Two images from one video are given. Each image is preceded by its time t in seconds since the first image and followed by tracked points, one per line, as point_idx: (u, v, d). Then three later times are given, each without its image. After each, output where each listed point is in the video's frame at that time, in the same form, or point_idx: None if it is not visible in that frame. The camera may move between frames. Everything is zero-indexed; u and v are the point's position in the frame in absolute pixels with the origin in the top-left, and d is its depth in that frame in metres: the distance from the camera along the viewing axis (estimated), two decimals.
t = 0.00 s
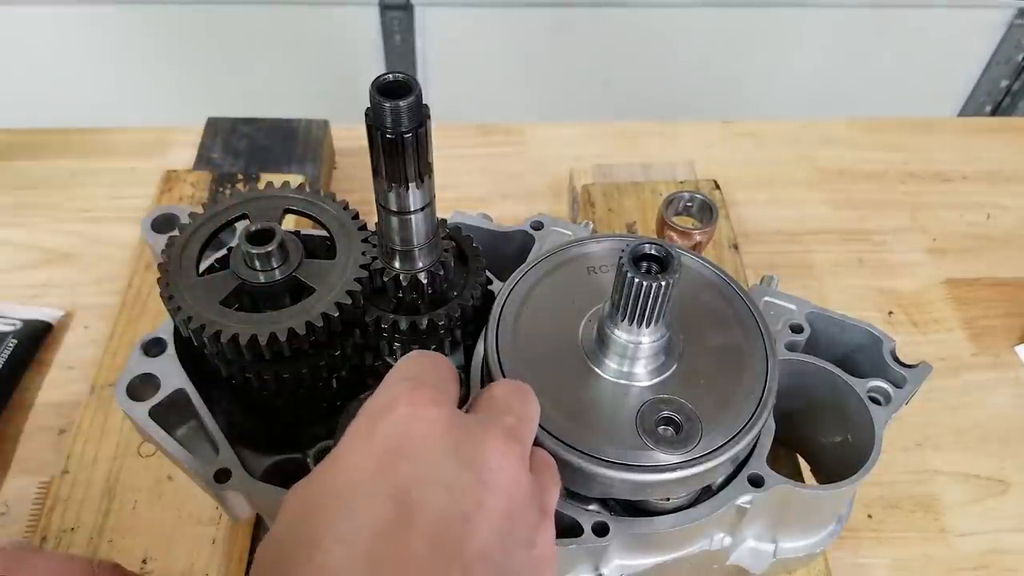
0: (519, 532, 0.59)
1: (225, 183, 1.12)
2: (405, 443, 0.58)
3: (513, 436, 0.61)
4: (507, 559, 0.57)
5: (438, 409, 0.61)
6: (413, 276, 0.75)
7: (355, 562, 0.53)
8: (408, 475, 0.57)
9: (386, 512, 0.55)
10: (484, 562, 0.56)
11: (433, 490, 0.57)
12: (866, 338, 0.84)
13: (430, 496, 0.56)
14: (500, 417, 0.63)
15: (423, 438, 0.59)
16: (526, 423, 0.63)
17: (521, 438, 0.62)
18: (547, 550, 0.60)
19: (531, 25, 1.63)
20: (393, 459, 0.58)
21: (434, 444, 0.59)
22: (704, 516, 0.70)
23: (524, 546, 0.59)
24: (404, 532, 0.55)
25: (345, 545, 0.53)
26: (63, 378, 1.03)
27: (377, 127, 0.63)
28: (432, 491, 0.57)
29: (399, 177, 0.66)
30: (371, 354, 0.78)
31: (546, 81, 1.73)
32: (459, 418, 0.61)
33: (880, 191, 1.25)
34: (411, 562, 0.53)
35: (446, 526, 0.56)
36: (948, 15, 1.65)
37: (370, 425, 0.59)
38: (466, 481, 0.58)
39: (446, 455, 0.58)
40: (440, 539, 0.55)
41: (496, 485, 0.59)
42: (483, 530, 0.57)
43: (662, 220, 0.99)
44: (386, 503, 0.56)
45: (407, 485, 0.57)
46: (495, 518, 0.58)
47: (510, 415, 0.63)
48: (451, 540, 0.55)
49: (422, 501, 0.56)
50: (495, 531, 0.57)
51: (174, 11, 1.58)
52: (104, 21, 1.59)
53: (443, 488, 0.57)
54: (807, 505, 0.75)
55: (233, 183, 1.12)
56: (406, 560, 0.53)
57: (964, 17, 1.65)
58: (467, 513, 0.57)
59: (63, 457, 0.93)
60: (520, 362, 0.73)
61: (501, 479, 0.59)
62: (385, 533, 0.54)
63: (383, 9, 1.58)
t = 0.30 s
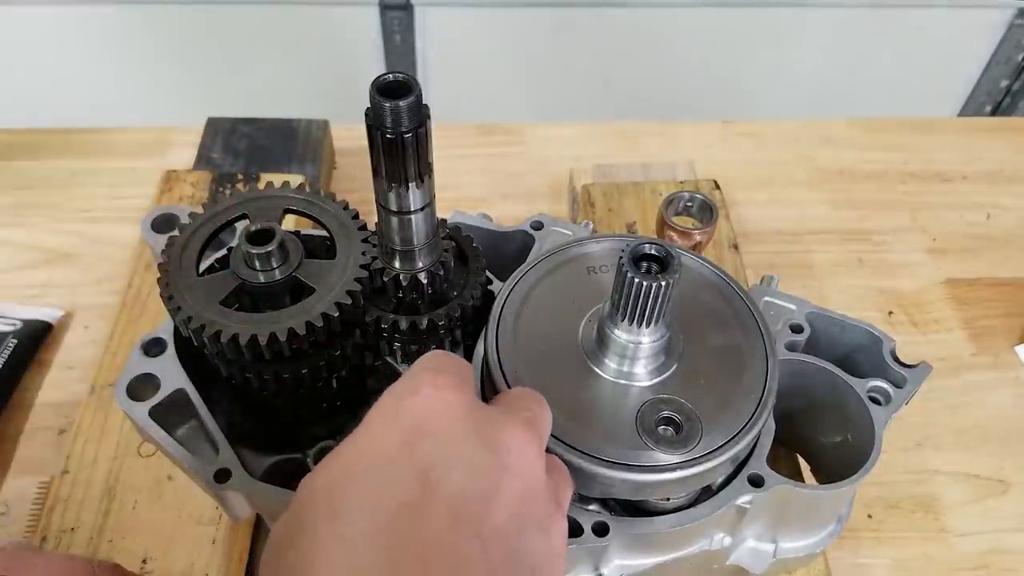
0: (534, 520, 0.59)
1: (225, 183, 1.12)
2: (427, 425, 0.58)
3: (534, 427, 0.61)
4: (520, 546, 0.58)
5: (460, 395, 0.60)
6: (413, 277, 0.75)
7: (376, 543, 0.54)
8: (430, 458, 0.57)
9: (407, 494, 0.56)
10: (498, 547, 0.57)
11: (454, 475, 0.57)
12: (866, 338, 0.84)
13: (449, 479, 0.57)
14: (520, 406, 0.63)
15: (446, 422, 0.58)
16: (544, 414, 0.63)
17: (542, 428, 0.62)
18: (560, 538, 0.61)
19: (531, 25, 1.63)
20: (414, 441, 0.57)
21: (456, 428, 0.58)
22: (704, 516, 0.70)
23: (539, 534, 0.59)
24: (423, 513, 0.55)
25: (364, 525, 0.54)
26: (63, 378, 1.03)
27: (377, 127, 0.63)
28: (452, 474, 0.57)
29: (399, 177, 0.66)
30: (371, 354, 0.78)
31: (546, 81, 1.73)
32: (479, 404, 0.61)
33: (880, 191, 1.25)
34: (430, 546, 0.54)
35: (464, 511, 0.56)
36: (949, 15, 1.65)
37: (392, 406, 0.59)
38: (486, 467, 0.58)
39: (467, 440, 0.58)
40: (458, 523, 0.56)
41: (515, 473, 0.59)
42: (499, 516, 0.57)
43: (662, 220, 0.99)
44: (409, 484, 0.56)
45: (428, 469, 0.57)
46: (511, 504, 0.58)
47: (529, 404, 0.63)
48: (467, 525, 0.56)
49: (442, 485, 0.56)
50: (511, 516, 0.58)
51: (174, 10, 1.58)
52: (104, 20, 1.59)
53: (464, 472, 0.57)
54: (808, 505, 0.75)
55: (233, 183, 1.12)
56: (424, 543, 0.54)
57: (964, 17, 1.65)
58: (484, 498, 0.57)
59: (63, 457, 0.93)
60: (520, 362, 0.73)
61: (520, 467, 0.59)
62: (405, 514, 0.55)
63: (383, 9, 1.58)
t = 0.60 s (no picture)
0: (505, 459, 0.58)
1: (225, 183, 1.12)
2: (392, 370, 0.58)
3: (503, 381, 0.61)
4: (492, 481, 0.56)
5: (427, 350, 0.61)
6: (413, 277, 0.75)
7: (338, 472, 0.53)
8: (393, 398, 0.57)
9: (371, 431, 0.55)
10: (466, 479, 0.55)
11: (417, 410, 0.56)
12: (866, 338, 0.84)
13: (413, 415, 0.56)
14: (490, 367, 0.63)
15: (410, 367, 0.59)
16: (527, 384, 0.63)
17: (513, 383, 0.62)
18: (538, 487, 0.59)
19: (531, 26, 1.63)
20: (382, 385, 0.58)
21: (420, 372, 0.59)
22: (704, 516, 0.70)
23: (512, 474, 0.57)
24: (389, 448, 0.54)
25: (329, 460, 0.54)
26: (64, 378, 1.03)
27: (377, 127, 0.63)
28: (416, 409, 0.56)
29: (399, 177, 0.66)
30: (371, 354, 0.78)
31: (546, 81, 1.73)
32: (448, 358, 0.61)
33: (879, 191, 1.25)
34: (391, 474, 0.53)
35: (429, 441, 0.55)
36: (948, 14, 1.65)
37: (361, 359, 0.60)
38: (453, 405, 0.57)
39: (432, 383, 0.58)
40: (421, 454, 0.54)
41: (482, 414, 0.58)
42: (466, 450, 0.56)
43: (662, 220, 0.99)
44: (373, 422, 0.56)
45: (392, 407, 0.56)
46: (479, 441, 0.57)
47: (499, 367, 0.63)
48: (434, 456, 0.55)
49: (406, 420, 0.56)
50: (480, 451, 0.57)
51: (174, 11, 1.58)
52: (104, 21, 1.59)
53: (427, 408, 0.57)
54: (808, 505, 0.75)
55: (232, 183, 1.12)
56: (385, 471, 0.53)
57: (964, 17, 1.65)
58: (450, 431, 0.56)
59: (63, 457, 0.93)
60: (519, 362, 0.73)
61: (487, 409, 0.59)
62: (367, 447, 0.54)
63: (383, 9, 1.58)
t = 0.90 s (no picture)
0: (483, 416, 0.58)
1: (225, 183, 1.12)
2: (371, 328, 0.59)
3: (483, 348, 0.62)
4: (468, 434, 0.56)
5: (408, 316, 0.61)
6: (413, 276, 0.75)
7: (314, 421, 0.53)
8: (371, 354, 0.57)
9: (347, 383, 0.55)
10: (441, 430, 0.55)
11: (394, 365, 0.57)
12: (866, 338, 0.84)
13: (390, 369, 0.56)
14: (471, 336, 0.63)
15: (389, 325, 0.59)
16: (516, 369, 0.63)
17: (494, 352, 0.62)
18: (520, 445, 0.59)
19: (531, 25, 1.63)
20: (361, 342, 0.58)
21: (398, 332, 0.59)
22: (704, 516, 0.70)
23: (490, 429, 0.57)
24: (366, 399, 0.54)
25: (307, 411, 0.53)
26: (64, 378, 1.03)
27: (377, 127, 0.63)
28: (393, 364, 0.57)
29: (399, 177, 0.66)
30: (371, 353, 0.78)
31: (546, 81, 1.73)
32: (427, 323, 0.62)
33: (879, 191, 1.25)
34: (365, 421, 0.53)
35: (405, 393, 0.55)
36: (948, 14, 1.65)
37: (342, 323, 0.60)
38: (431, 362, 0.58)
39: (410, 343, 0.59)
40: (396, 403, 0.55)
41: (460, 373, 0.58)
42: (442, 404, 0.56)
43: (662, 220, 0.99)
44: (350, 375, 0.56)
45: (369, 363, 0.57)
46: (455, 397, 0.57)
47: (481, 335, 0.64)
48: (412, 407, 0.55)
49: (383, 373, 0.56)
50: (456, 406, 0.57)
51: (174, 10, 1.58)
52: (104, 21, 1.59)
53: (404, 363, 0.57)
54: (808, 505, 0.75)
55: (232, 183, 1.12)
56: (360, 417, 0.53)
57: (964, 17, 1.65)
58: (427, 386, 0.57)
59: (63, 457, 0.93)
60: (519, 362, 0.73)
61: (464, 369, 0.59)
62: (343, 395, 0.54)
63: (383, 9, 1.58)
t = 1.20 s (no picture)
0: (459, 366, 0.60)
1: (224, 183, 1.12)
2: (350, 289, 0.61)
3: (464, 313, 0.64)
4: (446, 385, 0.58)
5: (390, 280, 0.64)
6: (413, 276, 0.75)
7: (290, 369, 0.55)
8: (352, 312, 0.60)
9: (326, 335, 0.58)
10: (417, 379, 0.57)
11: (372, 320, 0.59)
12: (866, 338, 0.84)
13: (368, 323, 0.59)
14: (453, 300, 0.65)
15: (368, 287, 0.62)
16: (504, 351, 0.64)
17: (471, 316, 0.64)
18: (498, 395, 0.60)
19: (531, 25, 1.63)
20: (339, 300, 0.60)
21: (377, 293, 0.61)
22: (704, 516, 0.70)
23: (468, 380, 0.59)
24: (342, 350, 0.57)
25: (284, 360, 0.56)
26: (64, 378, 1.03)
27: (377, 127, 0.63)
28: (369, 319, 0.59)
29: (399, 177, 0.66)
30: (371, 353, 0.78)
31: (546, 80, 1.73)
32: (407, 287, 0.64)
33: (879, 191, 1.25)
34: (342, 369, 0.56)
35: (380, 345, 0.58)
36: (948, 14, 1.65)
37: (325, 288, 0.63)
38: (406, 317, 0.60)
39: (391, 302, 0.61)
40: (374, 353, 0.57)
41: (437, 329, 0.61)
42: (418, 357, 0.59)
43: (662, 220, 0.99)
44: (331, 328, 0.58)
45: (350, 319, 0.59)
46: (433, 352, 0.59)
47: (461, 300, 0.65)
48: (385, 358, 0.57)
49: (359, 326, 0.59)
50: (431, 357, 0.59)
51: (174, 11, 1.58)
52: (105, 21, 1.59)
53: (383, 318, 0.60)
54: (808, 505, 0.75)
55: (232, 183, 1.12)
56: (336, 365, 0.56)
57: (964, 16, 1.65)
58: (402, 339, 0.59)
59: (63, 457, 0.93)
60: (519, 363, 0.73)
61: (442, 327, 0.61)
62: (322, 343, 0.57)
63: (383, 9, 1.58)
